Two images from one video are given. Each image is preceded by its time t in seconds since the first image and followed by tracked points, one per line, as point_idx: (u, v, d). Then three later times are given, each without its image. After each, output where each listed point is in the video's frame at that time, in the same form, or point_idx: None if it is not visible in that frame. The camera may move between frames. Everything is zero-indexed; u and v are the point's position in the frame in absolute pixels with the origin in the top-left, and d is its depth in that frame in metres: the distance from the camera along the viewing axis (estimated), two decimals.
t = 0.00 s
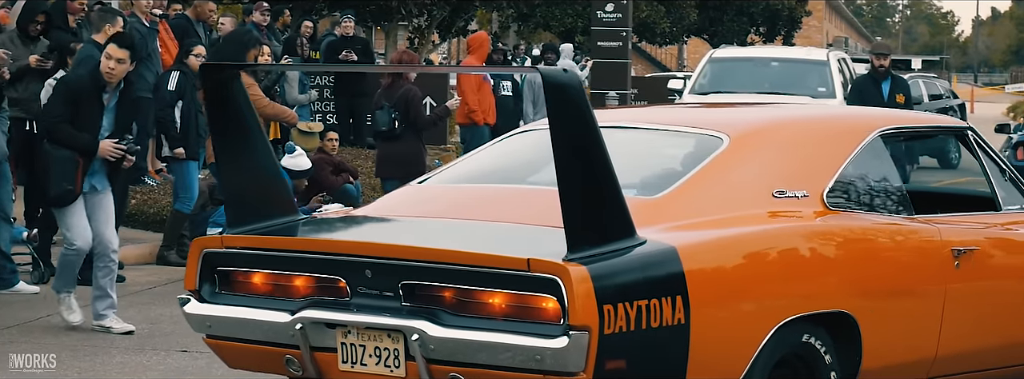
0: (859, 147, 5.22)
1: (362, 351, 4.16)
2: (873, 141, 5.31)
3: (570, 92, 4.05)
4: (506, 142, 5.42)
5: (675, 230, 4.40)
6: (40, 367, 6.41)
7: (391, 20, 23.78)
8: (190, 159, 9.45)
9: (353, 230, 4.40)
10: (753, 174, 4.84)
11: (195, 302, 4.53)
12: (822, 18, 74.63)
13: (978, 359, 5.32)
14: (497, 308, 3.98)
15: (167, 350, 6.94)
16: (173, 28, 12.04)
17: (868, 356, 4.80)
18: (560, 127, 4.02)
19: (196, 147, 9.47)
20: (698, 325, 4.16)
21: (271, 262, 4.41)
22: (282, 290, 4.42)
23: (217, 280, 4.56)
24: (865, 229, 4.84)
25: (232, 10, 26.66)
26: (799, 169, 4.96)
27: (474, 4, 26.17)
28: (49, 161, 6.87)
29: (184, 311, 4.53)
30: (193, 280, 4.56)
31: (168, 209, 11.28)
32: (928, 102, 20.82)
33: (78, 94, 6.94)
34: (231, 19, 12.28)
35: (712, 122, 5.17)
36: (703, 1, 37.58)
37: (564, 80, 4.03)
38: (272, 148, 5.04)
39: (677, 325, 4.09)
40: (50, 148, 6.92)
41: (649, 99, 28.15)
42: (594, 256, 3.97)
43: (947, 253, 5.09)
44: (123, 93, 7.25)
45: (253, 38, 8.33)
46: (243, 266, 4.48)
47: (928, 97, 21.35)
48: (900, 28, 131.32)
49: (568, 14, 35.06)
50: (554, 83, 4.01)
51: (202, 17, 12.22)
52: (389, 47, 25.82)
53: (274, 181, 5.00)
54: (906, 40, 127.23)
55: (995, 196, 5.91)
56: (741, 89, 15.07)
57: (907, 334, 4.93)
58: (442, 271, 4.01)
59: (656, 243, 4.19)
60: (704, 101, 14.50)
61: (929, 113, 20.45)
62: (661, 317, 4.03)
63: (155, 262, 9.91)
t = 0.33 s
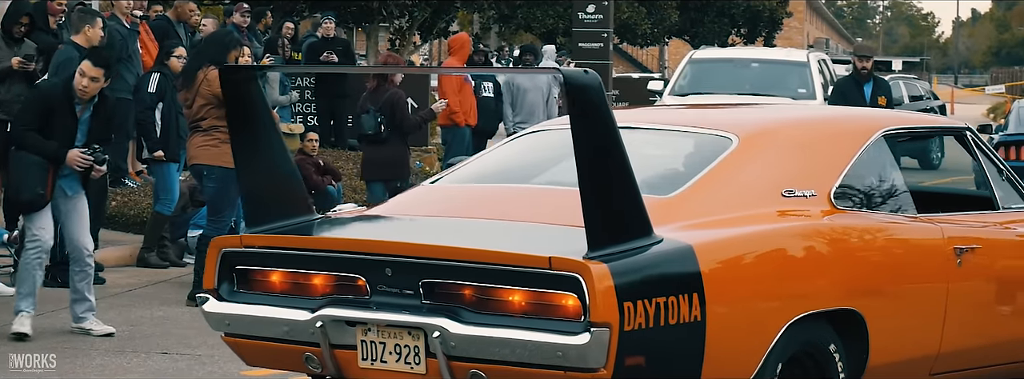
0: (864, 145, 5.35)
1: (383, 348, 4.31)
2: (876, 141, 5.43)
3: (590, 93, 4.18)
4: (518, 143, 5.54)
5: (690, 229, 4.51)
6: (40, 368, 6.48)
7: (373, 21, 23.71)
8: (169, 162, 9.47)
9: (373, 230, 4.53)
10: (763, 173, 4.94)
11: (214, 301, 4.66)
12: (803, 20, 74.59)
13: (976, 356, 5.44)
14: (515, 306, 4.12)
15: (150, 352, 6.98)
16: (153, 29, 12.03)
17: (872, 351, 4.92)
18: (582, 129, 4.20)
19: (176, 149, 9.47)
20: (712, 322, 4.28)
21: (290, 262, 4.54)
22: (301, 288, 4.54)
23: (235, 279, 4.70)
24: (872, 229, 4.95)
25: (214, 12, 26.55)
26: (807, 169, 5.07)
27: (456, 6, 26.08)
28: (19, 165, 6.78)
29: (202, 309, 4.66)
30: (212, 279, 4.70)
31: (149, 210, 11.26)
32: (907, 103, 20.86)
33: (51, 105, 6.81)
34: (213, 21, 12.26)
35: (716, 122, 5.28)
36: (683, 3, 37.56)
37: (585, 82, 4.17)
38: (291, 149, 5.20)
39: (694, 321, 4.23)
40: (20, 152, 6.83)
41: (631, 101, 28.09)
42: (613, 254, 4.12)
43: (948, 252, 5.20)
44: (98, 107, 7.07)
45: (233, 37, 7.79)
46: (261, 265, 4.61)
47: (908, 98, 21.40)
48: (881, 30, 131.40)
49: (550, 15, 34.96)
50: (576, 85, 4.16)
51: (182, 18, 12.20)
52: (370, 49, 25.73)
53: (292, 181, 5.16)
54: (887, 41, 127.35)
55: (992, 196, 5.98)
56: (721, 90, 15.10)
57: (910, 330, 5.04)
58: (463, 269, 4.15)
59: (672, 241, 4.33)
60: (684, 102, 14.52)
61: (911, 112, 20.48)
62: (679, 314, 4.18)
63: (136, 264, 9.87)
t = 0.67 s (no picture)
0: (870, 143, 5.44)
1: (401, 346, 4.35)
2: (877, 143, 5.48)
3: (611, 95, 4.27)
4: (528, 145, 5.61)
5: (701, 228, 4.58)
6: (39, 368, 6.51)
7: (355, 22, 23.73)
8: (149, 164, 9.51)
9: (388, 230, 4.57)
10: (771, 174, 5.01)
11: (231, 300, 4.72)
12: (784, 21, 74.64)
13: (977, 354, 5.50)
14: (535, 303, 4.15)
15: (130, 354, 6.97)
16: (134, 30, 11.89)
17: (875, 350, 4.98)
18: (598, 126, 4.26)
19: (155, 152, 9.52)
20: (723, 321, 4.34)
21: (305, 260, 4.59)
22: (319, 287, 4.59)
23: (254, 278, 4.76)
24: (877, 230, 5.01)
25: (196, 13, 26.56)
26: (814, 170, 5.14)
27: (437, 7, 26.07)
28: None
29: (222, 308, 4.71)
30: (231, 277, 4.76)
31: (129, 212, 11.22)
32: (888, 105, 20.89)
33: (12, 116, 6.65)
34: (193, 22, 12.05)
35: (726, 123, 5.35)
36: (665, 5, 37.61)
37: (605, 83, 4.26)
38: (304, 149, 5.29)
39: (708, 319, 4.28)
40: None
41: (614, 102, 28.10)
42: (632, 252, 4.17)
43: (951, 250, 5.28)
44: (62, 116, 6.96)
45: (214, 38, 7.90)
46: (278, 264, 4.67)
47: (890, 100, 21.44)
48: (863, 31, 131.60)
49: (533, 16, 34.95)
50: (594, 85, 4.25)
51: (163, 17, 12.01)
52: (353, 49, 25.75)
53: (305, 181, 5.24)
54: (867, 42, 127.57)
55: (991, 195, 6.08)
56: (701, 91, 15.14)
57: (915, 327, 5.11)
58: (482, 267, 4.18)
59: (687, 240, 4.39)
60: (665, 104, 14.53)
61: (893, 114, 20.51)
62: (695, 312, 4.23)
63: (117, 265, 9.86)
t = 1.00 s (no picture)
0: (874, 143, 5.52)
1: (420, 343, 4.41)
2: (881, 143, 5.57)
3: (630, 97, 4.38)
4: (536, 145, 5.66)
5: (712, 228, 4.65)
6: (40, 368, 6.56)
7: (336, 24, 23.76)
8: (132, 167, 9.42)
9: (405, 229, 4.64)
10: (778, 174, 5.09)
11: (249, 298, 4.78)
12: (764, 23, 74.74)
13: (976, 349, 5.58)
14: (553, 302, 4.23)
15: (111, 355, 6.98)
16: (114, 31, 11.88)
17: (878, 347, 5.06)
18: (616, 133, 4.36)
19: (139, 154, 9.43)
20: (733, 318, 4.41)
21: (324, 259, 4.65)
22: (335, 286, 4.65)
23: (271, 277, 4.81)
24: (881, 231, 5.09)
25: (176, 15, 26.57)
26: (819, 170, 5.21)
27: (417, 9, 26.08)
28: None
29: (240, 307, 4.77)
30: (248, 277, 4.81)
31: (109, 213, 11.20)
32: (869, 105, 20.91)
33: None
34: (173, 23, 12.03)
35: (731, 124, 5.43)
36: (646, 6, 37.63)
37: (624, 87, 4.37)
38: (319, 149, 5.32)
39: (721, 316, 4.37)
40: None
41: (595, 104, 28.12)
42: (649, 251, 4.25)
43: (950, 248, 5.37)
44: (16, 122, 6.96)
45: (195, 37, 7.91)
46: (295, 263, 4.73)
47: (871, 101, 21.46)
48: (843, 32, 131.78)
49: (513, 17, 34.96)
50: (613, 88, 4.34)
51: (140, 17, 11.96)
52: (333, 50, 25.76)
53: (318, 181, 5.27)
54: (848, 43, 127.72)
55: (987, 194, 6.13)
56: (682, 92, 15.18)
57: (916, 324, 5.19)
58: (501, 266, 4.26)
59: (701, 240, 4.47)
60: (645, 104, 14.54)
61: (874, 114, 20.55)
62: (709, 310, 4.32)
63: (97, 266, 9.86)
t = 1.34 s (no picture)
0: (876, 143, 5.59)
1: (437, 341, 4.50)
2: (882, 142, 5.63)
3: (647, 98, 4.45)
4: (544, 146, 5.72)
5: (722, 227, 4.72)
6: (39, 368, 6.61)
7: (317, 25, 23.74)
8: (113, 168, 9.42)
9: (420, 228, 4.72)
10: (786, 175, 5.16)
11: (266, 297, 4.86)
12: (746, 24, 74.77)
13: (976, 346, 5.66)
14: (568, 300, 4.33)
15: (90, 356, 6.98)
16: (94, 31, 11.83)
17: (883, 344, 5.13)
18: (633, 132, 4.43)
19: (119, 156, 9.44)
20: (742, 316, 4.50)
21: (339, 258, 4.74)
22: (350, 284, 4.74)
23: (286, 276, 4.90)
24: (884, 230, 5.17)
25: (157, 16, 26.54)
26: (824, 171, 5.28)
27: (400, 10, 26.04)
28: None
29: (257, 305, 4.86)
30: (265, 275, 4.90)
31: (90, 215, 11.20)
32: (851, 107, 20.91)
33: None
34: (154, 23, 12.00)
35: (733, 125, 5.52)
36: (628, 8, 37.61)
37: (641, 87, 4.44)
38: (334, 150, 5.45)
39: (733, 314, 4.46)
40: None
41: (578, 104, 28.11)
42: (665, 250, 4.34)
43: (950, 247, 5.46)
44: None
45: (177, 38, 7.91)
46: (311, 263, 4.82)
47: (853, 103, 21.47)
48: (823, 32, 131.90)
49: (495, 18, 34.92)
50: (631, 90, 4.41)
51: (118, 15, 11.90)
52: (315, 50, 25.76)
53: (331, 180, 5.42)
54: (829, 45, 127.84)
55: (982, 194, 6.11)
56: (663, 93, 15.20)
57: (917, 322, 5.27)
58: (519, 266, 4.35)
59: (714, 239, 4.55)
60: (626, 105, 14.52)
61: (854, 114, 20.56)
62: (722, 307, 4.41)
63: (78, 268, 9.81)
